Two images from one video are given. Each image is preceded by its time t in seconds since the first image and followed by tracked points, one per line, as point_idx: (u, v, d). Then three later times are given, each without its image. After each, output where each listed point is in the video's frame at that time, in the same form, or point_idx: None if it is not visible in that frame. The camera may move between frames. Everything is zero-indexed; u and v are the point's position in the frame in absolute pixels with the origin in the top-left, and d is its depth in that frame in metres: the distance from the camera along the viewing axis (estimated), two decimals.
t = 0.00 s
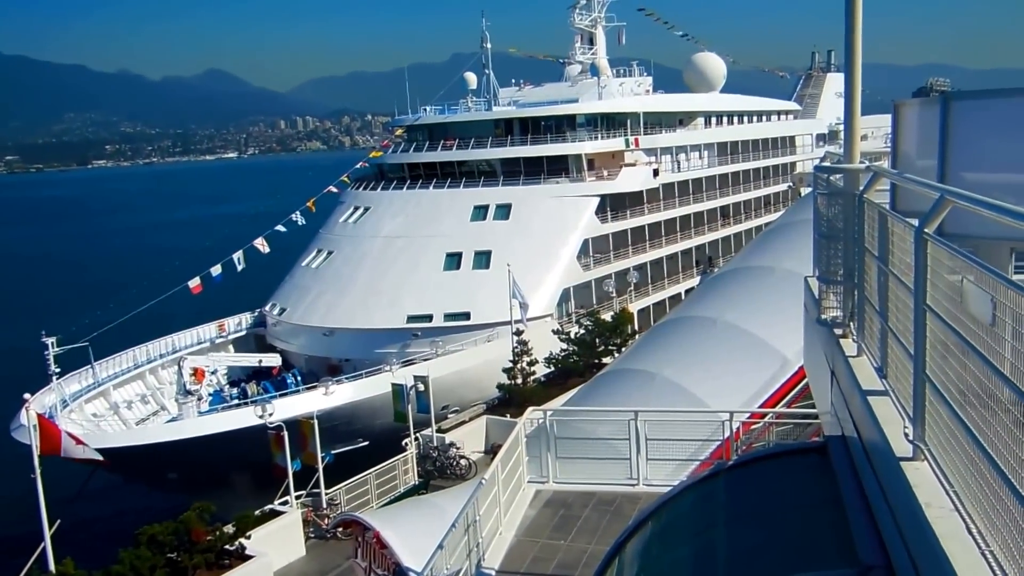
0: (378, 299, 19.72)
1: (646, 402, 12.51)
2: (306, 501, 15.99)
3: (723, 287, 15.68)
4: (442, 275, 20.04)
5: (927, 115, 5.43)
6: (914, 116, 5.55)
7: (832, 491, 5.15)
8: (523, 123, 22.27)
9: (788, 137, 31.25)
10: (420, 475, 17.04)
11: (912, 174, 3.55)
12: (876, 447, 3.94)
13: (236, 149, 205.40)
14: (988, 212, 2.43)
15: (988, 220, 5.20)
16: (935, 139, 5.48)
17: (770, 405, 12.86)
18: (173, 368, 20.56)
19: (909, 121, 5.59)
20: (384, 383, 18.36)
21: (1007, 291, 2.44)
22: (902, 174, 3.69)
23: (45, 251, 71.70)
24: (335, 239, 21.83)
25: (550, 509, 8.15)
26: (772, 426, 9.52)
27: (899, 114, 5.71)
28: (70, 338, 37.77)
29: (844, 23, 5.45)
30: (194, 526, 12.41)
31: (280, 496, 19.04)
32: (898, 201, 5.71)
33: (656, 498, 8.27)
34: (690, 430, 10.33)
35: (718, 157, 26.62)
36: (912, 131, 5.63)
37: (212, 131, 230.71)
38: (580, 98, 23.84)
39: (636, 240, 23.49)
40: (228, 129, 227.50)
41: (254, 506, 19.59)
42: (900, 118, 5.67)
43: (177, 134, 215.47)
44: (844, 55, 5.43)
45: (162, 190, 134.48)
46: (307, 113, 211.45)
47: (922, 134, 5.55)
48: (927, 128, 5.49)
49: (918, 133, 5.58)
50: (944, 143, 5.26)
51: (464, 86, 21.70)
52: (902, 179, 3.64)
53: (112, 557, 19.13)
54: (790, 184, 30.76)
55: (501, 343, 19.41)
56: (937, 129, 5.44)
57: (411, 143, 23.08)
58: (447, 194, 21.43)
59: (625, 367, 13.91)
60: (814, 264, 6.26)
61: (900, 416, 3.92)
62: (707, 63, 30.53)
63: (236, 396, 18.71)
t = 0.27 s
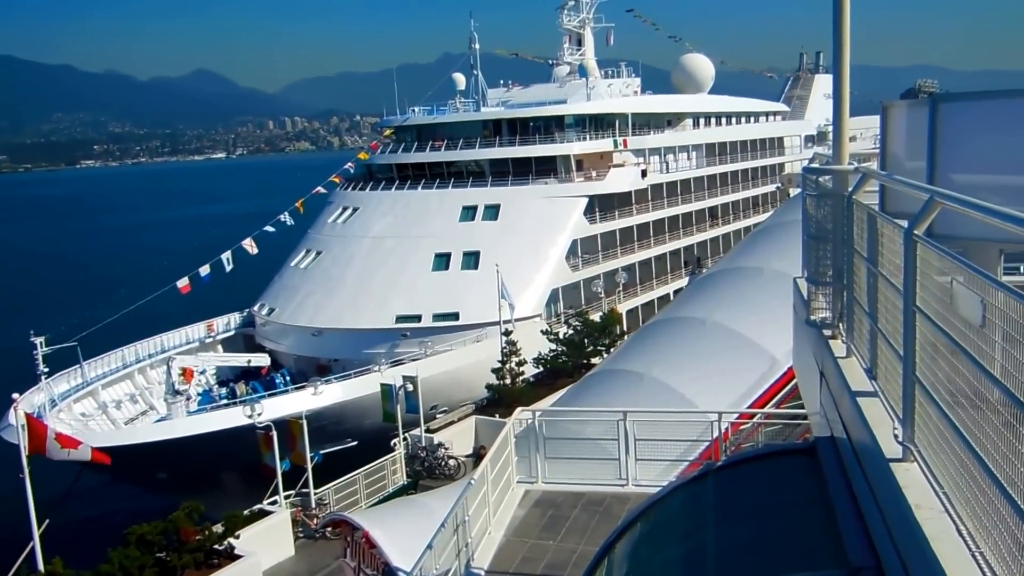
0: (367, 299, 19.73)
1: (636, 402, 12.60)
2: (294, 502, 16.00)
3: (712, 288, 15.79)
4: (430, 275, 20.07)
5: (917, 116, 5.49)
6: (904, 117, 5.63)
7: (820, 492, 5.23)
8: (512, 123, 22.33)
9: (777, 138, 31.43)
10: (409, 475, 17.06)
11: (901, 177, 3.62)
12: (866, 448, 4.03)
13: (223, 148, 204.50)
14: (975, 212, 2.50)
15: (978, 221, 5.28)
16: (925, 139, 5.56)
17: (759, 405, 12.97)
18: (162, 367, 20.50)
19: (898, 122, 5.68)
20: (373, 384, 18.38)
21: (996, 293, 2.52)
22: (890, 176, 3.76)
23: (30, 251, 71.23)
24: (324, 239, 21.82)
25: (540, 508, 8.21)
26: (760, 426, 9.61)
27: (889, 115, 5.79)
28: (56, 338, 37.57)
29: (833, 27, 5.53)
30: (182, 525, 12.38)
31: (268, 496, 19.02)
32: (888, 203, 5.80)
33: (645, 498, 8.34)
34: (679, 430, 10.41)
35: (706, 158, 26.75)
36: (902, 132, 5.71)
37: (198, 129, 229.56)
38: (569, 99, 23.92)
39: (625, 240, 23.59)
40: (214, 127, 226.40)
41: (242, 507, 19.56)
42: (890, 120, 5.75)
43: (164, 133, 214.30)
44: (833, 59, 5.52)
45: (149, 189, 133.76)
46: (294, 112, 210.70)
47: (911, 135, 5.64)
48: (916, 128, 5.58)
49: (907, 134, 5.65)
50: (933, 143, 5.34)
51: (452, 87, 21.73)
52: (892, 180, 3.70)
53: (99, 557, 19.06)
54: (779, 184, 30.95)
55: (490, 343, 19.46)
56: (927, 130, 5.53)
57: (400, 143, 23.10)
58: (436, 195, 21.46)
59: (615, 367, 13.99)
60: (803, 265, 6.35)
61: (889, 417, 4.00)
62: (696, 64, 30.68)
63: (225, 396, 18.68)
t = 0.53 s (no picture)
0: (356, 299, 19.73)
1: (626, 402, 12.69)
2: (282, 501, 16.00)
3: (701, 288, 15.89)
4: (419, 275, 20.09)
5: (905, 117, 5.57)
6: (892, 119, 5.72)
7: (809, 493, 5.32)
8: (500, 123, 22.39)
9: (765, 139, 31.60)
10: (397, 474, 17.08)
11: (890, 178, 3.71)
12: (854, 448, 4.12)
13: (210, 146, 203.54)
14: (965, 213, 2.58)
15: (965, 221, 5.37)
16: (913, 141, 5.64)
17: (748, 405, 13.09)
18: (150, 366, 20.43)
19: (887, 123, 5.76)
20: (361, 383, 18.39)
21: (986, 294, 2.59)
22: (879, 177, 3.84)
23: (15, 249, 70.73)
24: (313, 238, 21.81)
25: (528, 508, 8.28)
26: (749, 427, 9.70)
27: (877, 116, 5.87)
28: (42, 337, 37.36)
29: (822, 30, 5.61)
30: (171, 524, 12.35)
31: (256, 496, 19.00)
32: (877, 204, 5.88)
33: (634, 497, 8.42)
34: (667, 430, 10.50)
35: (695, 158, 26.89)
36: (890, 133, 5.79)
37: (184, 127, 228.31)
38: (557, 99, 23.99)
39: (614, 240, 23.70)
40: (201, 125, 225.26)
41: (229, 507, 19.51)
42: (878, 121, 5.83)
43: (151, 130, 213.11)
44: (822, 62, 5.59)
45: (135, 187, 132.96)
46: (281, 110, 209.89)
47: (899, 137, 5.72)
48: (904, 130, 5.66)
49: (895, 135, 5.73)
50: (922, 145, 5.43)
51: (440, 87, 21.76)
52: (880, 182, 3.79)
53: (87, 556, 19.00)
54: (767, 185, 31.13)
55: (479, 342, 19.50)
56: (914, 131, 5.61)
57: (389, 143, 23.11)
58: (424, 194, 21.48)
59: (604, 367, 14.08)
60: (792, 266, 6.44)
61: (877, 417, 4.09)
62: (684, 64, 30.82)
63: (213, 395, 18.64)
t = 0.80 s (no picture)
0: (346, 297, 19.72)
1: (617, 401, 12.75)
2: (273, 498, 15.98)
3: (692, 287, 15.97)
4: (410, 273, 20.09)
5: (896, 117, 5.63)
6: (883, 118, 5.77)
7: (799, 493, 5.37)
8: (491, 121, 22.42)
9: (755, 138, 31.74)
10: (388, 472, 17.08)
11: (882, 178, 3.76)
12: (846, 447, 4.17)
13: (199, 142, 202.60)
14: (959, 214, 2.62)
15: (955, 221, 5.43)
16: (904, 140, 5.68)
17: (738, 404, 13.17)
18: (141, 364, 20.34)
19: (879, 122, 5.79)
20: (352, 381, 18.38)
21: (979, 294, 2.64)
22: (871, 177, 3.89)
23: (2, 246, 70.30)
24: (303, 236, 21.78)
25: (520, 506, 8.32)
26: (739, 425, 9.77)
27: (868, 116, 5.93)
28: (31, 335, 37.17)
29: (812, 32, 5.64)
30: (162, 520, 12.22)
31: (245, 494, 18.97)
32: (869, 204, 5.92)
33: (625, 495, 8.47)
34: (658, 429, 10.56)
35: (685, 157, 26.99)
36: (881, 132, 5.83)
37: (173, 124, 227.21)
38: (548, 97, 24.03)
39: (604, 238, 23.76)
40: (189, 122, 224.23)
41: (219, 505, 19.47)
42: (870, 120, 5.87)
43: (139, 127, 211.98)
44: (812, 62, 5.62)
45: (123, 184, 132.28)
46: (270, 107, 209.18)
47: (891, 136, 5.77)
48: (896, 129, 5.69)
49: (886, 134, 5.77)
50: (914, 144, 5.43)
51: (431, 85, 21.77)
52: (872, 182, 3.84)
53: (77, 554, 18.92)
54: (757, 184, 31.27)
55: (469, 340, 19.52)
56: (906, 130, 5.64)
57: (380, 140, 23.10)
58: (415, 192, 21.48)
59: (596, 365, 14.12)
60: (783, 265, 6.49)
61: (869, 417, 4.14)
62: (674, 63, 30.91)
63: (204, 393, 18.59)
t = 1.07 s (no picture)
0: (340, 292, 19.69)
1: (611, 397, 12.78)
2: (266, 494, 15.96)
3: (686, 283, 16.00)
4: (404, 269, 20.06)
5: (890, 115, 5.63)
6: (879, 115, 5.77)
7: (794, 490, 5.39)
8: (485, 117, 22.39)
9: (749, 135, 31.81)
10: (382, 468, 17.08)
11: (878, 175, 3.77)
12: (841, 443, 4.18)
13: (192, 138, 201.97)
14: (957, 212, 2.63)
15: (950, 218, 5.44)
16: (901, 137, 5.66)
17: (732, 400, 13.21)
18: (135, 359, 20.26)
19: (874, 119, 5.79)
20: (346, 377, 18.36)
21: (975, 293, 2.65)
22: (867, 174, 3.90)
23: None
24: (297, 232, 21.73)
25: (514, 502, 8.34)
26: (733, 422, 9.80)
27: (864, 113, 5.95)
28: (24, 331, 37.05)
29: (808, 21, 5.51)
30: (155, 516, 12.17)
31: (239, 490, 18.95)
32: (863, 201, 5.92)
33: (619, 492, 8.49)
34: (652, 426, 10.59)
35: (679, 153, 27.04)
36: (877, 129, 5.82)
37: (166, 119, 226.43)
38: (542, 93, 24.01)
39: (598, 235, 23.79)
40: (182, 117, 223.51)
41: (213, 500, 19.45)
42: (865, 118, 5.89)
43: (132, 122, 211.18)
44: (808, 53, 5.49)
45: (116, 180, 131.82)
46: (264, 102, 208.65)
47: (887, 132, 5.75)
48: (892, 126, 5.67)
49: (882, 132, 5.76)
50: (910, 140, 5.38)
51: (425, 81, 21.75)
52: (869, 179, 3.84)
53: (70, 550, 18.89)
54: (750, 181, 31.35)
55: (463, 337, 19.53)
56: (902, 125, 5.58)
57: (374, 136, 23.07)
58: (409, 188, 21.45)
59: (590, 361, 14.15)
60: (778, 262, 6.50)
61: (864, 414, 4.16)
62: (669, 60, 30.94)
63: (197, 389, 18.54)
